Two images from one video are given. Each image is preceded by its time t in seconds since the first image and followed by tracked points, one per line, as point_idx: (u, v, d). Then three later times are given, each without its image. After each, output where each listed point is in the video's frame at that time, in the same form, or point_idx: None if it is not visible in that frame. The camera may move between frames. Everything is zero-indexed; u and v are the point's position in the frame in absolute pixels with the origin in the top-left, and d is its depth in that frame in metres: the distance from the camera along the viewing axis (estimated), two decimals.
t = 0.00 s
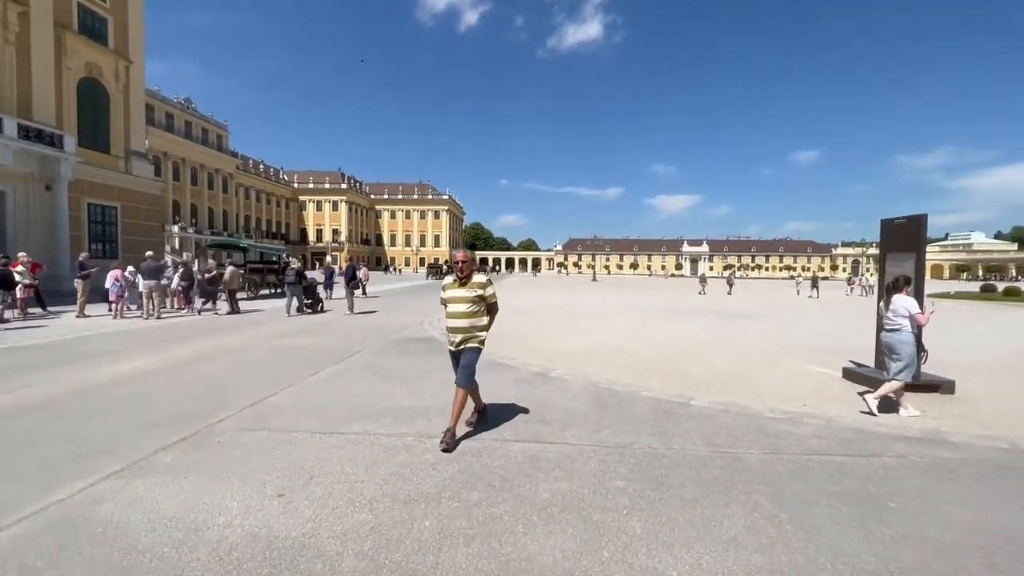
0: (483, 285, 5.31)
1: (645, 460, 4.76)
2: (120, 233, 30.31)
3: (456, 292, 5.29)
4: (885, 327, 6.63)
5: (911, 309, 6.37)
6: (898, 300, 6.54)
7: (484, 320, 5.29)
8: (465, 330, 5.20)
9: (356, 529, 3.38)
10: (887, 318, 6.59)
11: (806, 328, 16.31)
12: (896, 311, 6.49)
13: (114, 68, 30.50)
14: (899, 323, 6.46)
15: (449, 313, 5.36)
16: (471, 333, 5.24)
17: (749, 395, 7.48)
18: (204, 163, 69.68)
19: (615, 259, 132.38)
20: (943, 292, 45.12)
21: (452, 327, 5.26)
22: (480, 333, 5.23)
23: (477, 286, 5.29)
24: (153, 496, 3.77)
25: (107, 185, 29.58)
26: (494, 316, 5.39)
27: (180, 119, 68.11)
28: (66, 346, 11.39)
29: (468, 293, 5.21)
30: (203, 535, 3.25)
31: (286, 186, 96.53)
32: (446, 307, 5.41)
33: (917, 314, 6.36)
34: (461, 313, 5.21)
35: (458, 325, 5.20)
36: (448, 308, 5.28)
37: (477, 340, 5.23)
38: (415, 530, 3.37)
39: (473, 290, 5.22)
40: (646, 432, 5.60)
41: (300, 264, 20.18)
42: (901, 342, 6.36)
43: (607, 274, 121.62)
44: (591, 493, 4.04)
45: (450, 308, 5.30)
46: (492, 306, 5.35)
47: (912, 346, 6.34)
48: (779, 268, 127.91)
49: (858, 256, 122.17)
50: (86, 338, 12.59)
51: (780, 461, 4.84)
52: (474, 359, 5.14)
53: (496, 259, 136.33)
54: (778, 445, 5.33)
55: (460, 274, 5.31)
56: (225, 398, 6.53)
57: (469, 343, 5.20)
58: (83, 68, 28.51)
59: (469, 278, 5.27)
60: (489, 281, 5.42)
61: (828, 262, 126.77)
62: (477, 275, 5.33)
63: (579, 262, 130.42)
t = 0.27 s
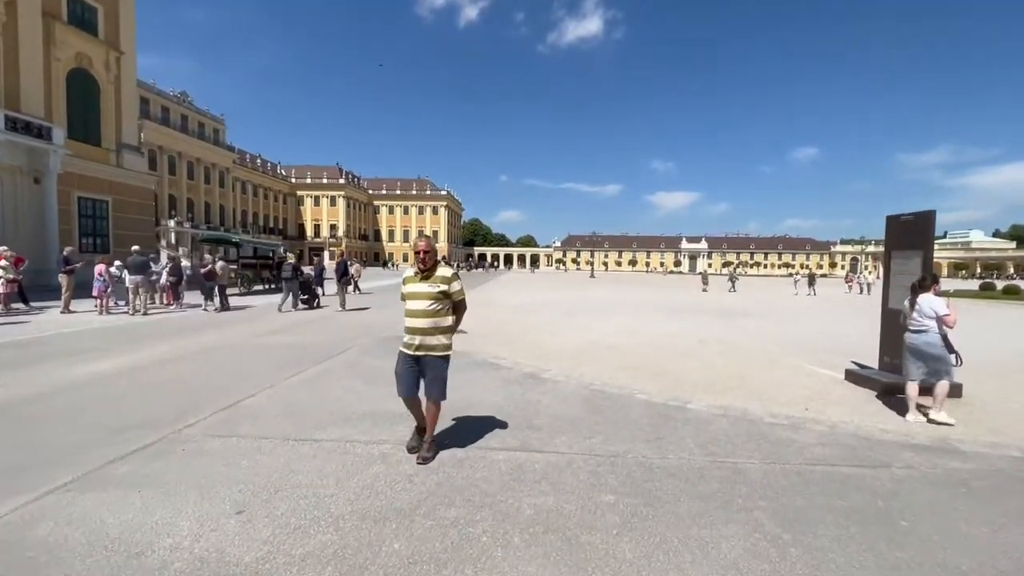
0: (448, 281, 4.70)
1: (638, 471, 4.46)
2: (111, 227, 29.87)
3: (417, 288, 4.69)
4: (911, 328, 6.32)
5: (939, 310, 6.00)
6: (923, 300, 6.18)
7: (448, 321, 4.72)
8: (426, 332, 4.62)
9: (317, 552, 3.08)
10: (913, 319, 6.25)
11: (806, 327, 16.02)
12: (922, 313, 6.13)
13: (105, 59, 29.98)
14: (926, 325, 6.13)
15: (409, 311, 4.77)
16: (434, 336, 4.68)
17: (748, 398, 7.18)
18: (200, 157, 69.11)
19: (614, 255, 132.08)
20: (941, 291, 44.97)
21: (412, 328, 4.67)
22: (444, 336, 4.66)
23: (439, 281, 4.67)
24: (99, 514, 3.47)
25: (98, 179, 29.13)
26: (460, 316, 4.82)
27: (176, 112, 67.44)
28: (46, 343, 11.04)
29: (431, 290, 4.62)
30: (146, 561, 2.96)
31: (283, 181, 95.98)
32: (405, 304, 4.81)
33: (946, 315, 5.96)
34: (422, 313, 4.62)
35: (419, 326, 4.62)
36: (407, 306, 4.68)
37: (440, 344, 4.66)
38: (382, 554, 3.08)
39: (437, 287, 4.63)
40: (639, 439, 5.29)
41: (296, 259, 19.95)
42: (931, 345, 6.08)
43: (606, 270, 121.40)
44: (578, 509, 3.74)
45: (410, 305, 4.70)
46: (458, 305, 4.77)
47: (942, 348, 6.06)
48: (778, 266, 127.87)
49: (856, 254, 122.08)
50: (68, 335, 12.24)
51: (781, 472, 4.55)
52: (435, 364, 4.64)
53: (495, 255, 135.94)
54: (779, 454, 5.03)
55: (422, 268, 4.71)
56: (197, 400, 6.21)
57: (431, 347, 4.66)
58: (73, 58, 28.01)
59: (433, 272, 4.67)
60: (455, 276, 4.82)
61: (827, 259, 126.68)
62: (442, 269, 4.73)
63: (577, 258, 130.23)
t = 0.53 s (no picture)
0: (391, 277, 3.86)
1: (626, 478, 4.13)
2: (99, 221, 29.35)
3: (353, 287, 3.78)
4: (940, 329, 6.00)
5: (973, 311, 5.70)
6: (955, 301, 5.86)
7: (394, 326, 3.87)
8: (367, 340, 3.73)
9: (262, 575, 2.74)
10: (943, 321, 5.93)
11: (803, 325, 15.75)
12: (953, 314, 5.81)
13: (92, 49, 29.39)
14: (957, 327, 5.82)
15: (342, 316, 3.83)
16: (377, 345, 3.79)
17: (744, 399, 6.85)
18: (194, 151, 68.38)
19: (610, 252, 131.97)
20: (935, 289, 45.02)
21: (348, 337, 3.73)
22: (389, 345, 3.82)
23: (381, 278, 3.81)
24: (23, 530, 3.11)
25: (85, 171, 28.60)
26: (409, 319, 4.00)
27: (169, 106, 66.59)
28: (18, 338, 10.61)
29: (371, 289, 3.74)
30: None
31: (279, 176, 95.27)
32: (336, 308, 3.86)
33: (980, 317, 5.68)
34: (361, 317, 3.72)
35: (358, 334, 3.72)
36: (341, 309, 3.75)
37: (385, 353, 3.81)
38: None
39: (379, 286, 3.76)
40: (629, 443, 4.96)
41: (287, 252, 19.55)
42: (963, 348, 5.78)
43: (603, 267, 121.35)
44: (559, 522, 3.42)
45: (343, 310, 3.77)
46: (405, 307, 3.94)
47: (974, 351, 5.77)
48: (774, 263, 127.92)
49: (852, 252, 122.33)
50: (44, 329, 11.81)
51: (780, 480, 4.23)
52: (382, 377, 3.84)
53: (492, 252, 135.56)
54: (778, 459, 4.71)
55: (360, 262, 3.82)
56: (160, 400, 5.85)
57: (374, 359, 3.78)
58: (58, 48, 27.41)
59: (373, 268, 3.81)
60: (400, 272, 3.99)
61: (823, 257, 126.90)
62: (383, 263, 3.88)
63: (574, 255, 129.94)
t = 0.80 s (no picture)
0: (304, 270, 3.22)
1: (612, 498, 3.78)
2: (86, 215, 28.81)
3: (256, 285, 3.18)
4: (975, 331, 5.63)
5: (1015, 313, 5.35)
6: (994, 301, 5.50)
7: (312, 331, 3.25)
8: (274, 348, 3.13)
9: None
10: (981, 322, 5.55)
11: (800, 324, 15.45)
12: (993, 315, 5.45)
13: (78, 39, 28.75)
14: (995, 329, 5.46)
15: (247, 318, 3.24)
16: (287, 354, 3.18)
17: (739, 405, 6.51)
18: (189, 146, 67.59)
19: (608, 249, 131.66)
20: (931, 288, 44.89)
21: (251, 345, 3.15)
22: (303, 353, 3.20)
23: (289, 273, 3.19)
24: None
25: (71, 164, 28.03)
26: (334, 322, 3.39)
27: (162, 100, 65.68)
28: None
29: (277, 285, 3.13)
30: None
31: (274, 171, 94.51)
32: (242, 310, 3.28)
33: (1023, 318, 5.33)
34: (266, 322, 3.13)
35: (262, 340, 3.12)
36: (243, 311, 3.16)
37: (298, 365, 3.18)
38: None
39: (289, 281, 3.16)
40: (617, 455, 4.62)
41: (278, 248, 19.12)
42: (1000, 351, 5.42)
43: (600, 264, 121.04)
44: (536, 553, 3.06)
45: (246, 312, 3.18)
46: (324, 306, 3.32)
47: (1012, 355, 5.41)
48: (772, 261, 127.86)
49: (849, 250, 122.39)
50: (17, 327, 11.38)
51: (781, 499, 3.88)
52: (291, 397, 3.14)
53: (489, 248, 134.84)
54: (777, 474, 4.37)
55: (265, 254, 3.24)
56: (115, 406, 5.46)
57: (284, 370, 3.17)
58: (43, 38, 26.78)
59: (281, 259, 3.20)
60: (319, 264, 3.37)
61: (820, 254, 126.93)
62: (298, 255, 3.27)
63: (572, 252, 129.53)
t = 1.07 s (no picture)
0: (183, 278, 2.44)
1: (603, 518, 3.41)
2: (73, 209, 28.25)
3: (116, 297, 2.39)
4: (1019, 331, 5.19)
5: None
6: None
7: (197, 356, 2.51)
8: (139, 382, 2.38)
9: None
10: None
11: (800, 323, 15.12)
12: None
13: (65, 29, 28.10)
14: None
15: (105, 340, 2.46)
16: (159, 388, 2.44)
17: (740, 409, 6.15)
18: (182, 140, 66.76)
19: (605, 246, 131.35)
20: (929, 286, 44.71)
21: (108, 379, 2.38)
22: (182, 388, 2.46)
23: (161, 281, 2.41)
24: None
25: (58, 158, 27.45)
26: (231, 342, 2.64)
27: (155, 93, 64.80)
28: None
29: (142, 298, 2.36)
30: None
31: (270, 166, 93.63)
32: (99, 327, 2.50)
33: None
34: (127, 348, 2.37)
35: (122, 373, 2.37)
36: (97, 333, 2.39)
37: (173, 404, 2.43)
38: None
39: (159, 292, 2.38)
40: (610, 467, 4.26)
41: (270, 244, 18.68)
42: None
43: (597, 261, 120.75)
44: None
45: (102, 334, 2.40)
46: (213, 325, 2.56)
47: None
48: (768, 259, 127.78)
49: (846, 248, 122.44)
50: None
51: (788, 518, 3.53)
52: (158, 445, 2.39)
53: (486, 245, 134.26)
54: (784, 489, 4.02)
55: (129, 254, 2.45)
56: (70, 412, 5.06)
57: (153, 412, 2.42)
58: (27, 27, 26.12)
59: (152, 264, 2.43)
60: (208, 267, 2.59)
61: (816, 252, 126.93)
62: (175, 256, 2.49)
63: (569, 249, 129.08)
